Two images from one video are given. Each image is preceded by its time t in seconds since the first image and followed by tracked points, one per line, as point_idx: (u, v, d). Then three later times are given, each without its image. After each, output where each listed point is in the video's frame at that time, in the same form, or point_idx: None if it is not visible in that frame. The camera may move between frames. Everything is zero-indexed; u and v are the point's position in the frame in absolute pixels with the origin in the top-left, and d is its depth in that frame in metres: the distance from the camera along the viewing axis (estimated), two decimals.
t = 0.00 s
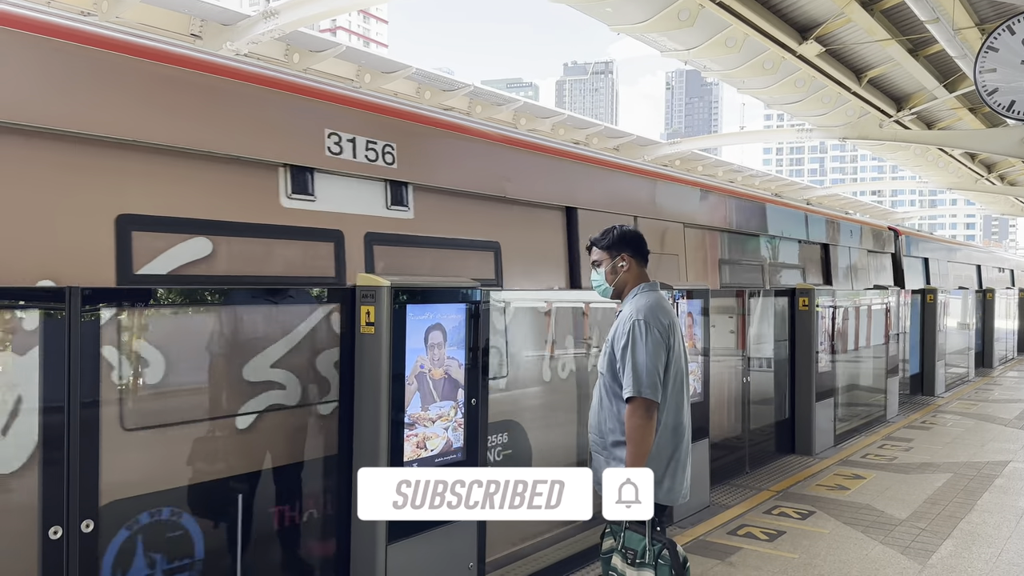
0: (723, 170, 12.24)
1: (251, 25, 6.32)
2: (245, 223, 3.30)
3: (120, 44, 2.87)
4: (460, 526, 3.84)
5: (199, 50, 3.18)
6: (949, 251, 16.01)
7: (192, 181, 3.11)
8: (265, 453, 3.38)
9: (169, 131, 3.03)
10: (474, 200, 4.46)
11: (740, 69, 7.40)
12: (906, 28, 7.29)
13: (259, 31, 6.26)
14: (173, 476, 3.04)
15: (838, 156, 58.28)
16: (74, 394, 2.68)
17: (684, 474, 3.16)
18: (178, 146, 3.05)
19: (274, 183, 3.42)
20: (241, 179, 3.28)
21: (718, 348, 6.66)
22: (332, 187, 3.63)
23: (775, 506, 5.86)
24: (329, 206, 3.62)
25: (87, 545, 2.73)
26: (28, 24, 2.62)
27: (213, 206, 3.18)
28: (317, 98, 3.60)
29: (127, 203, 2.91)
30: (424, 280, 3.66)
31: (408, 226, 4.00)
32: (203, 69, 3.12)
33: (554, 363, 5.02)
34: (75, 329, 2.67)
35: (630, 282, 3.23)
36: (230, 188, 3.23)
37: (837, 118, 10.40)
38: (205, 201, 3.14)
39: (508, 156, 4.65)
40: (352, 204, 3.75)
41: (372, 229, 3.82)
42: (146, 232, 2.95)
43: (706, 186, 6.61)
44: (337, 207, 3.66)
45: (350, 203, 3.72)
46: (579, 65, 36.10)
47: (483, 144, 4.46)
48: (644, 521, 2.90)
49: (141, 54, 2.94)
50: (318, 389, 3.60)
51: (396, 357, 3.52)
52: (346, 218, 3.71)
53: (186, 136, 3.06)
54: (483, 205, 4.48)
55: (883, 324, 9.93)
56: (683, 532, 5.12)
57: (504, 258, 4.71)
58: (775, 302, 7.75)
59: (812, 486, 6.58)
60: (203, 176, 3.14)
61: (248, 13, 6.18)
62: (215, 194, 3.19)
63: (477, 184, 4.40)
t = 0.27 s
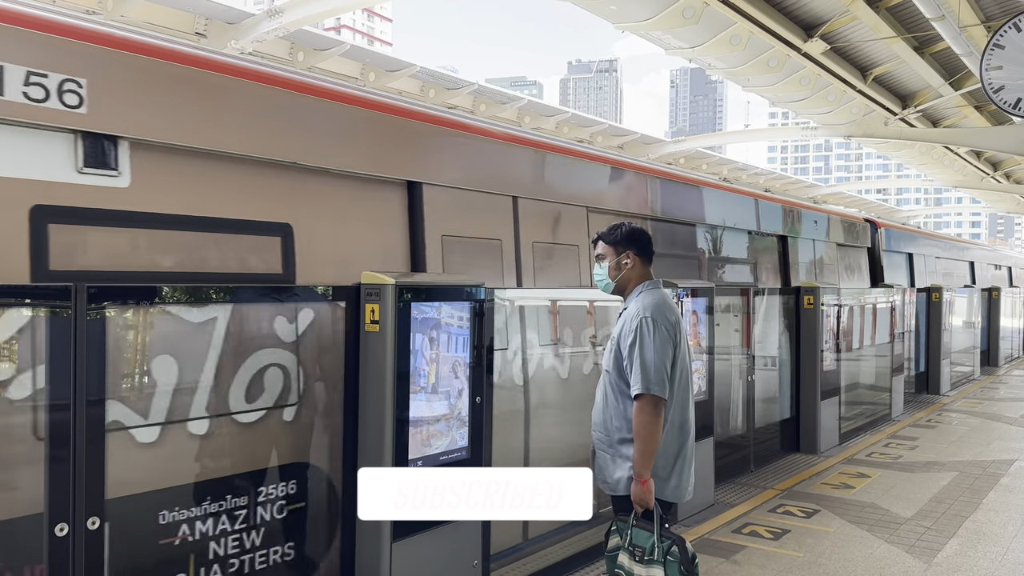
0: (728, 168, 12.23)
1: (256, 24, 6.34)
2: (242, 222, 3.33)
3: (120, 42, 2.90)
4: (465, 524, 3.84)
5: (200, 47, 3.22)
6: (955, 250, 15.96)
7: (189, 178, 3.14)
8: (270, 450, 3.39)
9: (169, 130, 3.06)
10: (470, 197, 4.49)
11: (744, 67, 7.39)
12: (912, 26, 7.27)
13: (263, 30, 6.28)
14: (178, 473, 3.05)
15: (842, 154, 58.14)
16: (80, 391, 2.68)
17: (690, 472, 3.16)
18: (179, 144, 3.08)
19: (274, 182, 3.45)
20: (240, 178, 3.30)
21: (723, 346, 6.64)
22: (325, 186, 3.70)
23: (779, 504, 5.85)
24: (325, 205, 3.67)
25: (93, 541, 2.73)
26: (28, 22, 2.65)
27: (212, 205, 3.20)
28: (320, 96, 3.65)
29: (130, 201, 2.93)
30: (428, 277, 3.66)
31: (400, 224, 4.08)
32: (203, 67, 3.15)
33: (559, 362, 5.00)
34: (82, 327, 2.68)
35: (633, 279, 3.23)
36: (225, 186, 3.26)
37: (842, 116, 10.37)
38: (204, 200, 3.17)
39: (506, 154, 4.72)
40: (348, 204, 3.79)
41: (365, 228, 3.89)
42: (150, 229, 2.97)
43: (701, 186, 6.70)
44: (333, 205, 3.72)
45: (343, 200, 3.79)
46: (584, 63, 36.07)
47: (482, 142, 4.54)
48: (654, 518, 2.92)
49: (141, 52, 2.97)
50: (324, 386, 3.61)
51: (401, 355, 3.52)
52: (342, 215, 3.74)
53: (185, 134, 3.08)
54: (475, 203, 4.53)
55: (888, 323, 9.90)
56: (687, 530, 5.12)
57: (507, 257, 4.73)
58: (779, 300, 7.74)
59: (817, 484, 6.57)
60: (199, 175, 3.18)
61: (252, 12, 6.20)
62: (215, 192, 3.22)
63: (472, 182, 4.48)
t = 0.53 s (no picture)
0: (732, 166, 12.21)
1: (260, 23, 6.35)
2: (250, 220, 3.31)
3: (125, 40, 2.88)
4: (469, 522, 3.84)
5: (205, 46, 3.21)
6: (959, 248, 15.92)
7: (199, 176, 3.12)
8: (274, 448, 3.38)
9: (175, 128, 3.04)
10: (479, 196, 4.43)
11: (749, 65, 7.37)
12: (917, 24, 7.24)
13: (268, 28, 6.29)
14: (183, 471, 3.05)
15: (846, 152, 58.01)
16: (85, 389, 2.69)
17: (693, 471, 3.15)
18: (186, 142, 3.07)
19: (281, 180, 3.42)
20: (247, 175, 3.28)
21: (728, 345, 6.62)
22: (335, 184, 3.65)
23: (784, 503, 5.84)
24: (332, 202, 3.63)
25: (98, 541, 2.73)
26: (33, 21, 2.63)
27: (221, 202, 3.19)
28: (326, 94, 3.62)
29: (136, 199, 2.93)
30: (432, 276, 3.66)
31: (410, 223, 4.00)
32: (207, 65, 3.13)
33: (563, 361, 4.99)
34: (86, 325, 2.68)
35: (625, 278, 3.24)
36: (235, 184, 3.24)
37: (847, 114, 10.34)
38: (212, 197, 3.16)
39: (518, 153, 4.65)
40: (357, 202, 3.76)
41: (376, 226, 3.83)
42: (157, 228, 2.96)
43: (714, 185, 6.61)
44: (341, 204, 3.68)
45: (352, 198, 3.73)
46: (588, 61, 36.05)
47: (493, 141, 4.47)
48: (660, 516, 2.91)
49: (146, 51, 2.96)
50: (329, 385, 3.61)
51: (405, 353, 3.52)
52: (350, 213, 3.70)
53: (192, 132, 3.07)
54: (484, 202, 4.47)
55: (893, 321, 9.88)
56: (691, 529, 5.11)
57: (513, 256, 4.68)
58: (784, 298, 7.72)
59: (821, 483, 6.56)
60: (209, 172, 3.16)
61: (257, 11, 6.21)
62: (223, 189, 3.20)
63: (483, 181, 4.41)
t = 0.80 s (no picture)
0: (735, 165, 12.19)
1: (264, 21, 6.35)
2: (254, 219, 3.30)
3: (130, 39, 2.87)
4: (471, 520, 3.84)
5: (211, 45, 3.20)
6: (963, 246, 15.88)
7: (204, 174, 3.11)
8: (278, 446, 3.39)
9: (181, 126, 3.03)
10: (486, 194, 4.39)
11: (752, 63, 7.35)
12: (922, 21, 7.21)
13: (271, 27, 6.29)
14: (187, 469, 3.05)
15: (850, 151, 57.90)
16: (88, 387, 2.69)
17: (695, 469, 3.15)
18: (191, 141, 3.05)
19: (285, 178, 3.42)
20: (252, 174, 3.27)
21: (731, 343, 6.61)
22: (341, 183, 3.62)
23: (787, 502, 5.84)
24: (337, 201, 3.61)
25: (102, 538, 2.74)
26: (37, 20, 2.62)
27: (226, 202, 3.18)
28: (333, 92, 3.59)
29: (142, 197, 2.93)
30: (435, 274, 3.66)
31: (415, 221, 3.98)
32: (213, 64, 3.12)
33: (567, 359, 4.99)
34: (90, 323, 2.69)
35: (628, 275, 3.24)
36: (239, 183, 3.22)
37: (850, 112, 10.32)
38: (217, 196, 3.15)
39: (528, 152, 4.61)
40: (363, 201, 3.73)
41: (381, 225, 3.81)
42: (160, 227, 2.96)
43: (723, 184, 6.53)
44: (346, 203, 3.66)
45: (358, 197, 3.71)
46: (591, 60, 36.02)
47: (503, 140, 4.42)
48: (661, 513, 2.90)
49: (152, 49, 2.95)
50: (334, 382, 3.61)
51: (408, 351, 3.52)
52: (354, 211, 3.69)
53: (196, 131, 3.05)
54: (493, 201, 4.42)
55: (897, 319, 9.86)
56: (694, 527, 5.11)
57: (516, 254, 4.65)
58: (788, 296, 7.71)
59: (825, 482, 6.55)
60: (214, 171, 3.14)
61: (260, 9, 6.20)
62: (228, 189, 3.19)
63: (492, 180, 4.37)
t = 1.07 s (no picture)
0: (738, 163, 12.18)
1: (266, 19, 6.34)
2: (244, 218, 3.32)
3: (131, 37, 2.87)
4: (474, 518, 3.84)
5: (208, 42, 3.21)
6: (966, 245, 15.87)
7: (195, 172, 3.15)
8: (280, 444, 3.39)
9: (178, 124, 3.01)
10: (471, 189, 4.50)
11: (754, 61, 7.35)
12: (924, 19, 7.21)
13: (273, 25, 6.28)
14: (189, 467, 3.05)
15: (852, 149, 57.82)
16: (91, 385, 2.70)
17: (697, 468, 3.15)
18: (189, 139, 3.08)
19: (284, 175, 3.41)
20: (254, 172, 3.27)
21: (733, 341, 6.60)
22: (332, 179, 3.69)
23: (789, 500, 5.84)
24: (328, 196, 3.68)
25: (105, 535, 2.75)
26: (37, 17, 2.61)
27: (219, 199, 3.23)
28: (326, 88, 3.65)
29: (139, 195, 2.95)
30: (436, 272, 3.65)
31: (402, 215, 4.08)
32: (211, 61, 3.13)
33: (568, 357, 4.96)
34: (92, 321, 2.69)
35: (632, 273, 3.25)
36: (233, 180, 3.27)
37: (853, 110, 10.30)
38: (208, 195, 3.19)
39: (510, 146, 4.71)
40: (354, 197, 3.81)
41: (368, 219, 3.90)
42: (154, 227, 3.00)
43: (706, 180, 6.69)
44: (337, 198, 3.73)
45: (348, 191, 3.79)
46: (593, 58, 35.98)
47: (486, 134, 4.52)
48: (663, 513, 2.90)
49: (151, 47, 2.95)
50: (334, 380, 3.61)
51: (411, 350, 3.52)
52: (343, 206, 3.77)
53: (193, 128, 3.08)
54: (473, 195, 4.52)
55: (899, 317, 9.85)
56: (696, 526, 5.11)
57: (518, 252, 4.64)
58: (790, 294, 7.71)
59: (827, 480, 6.54)
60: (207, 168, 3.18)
61: (262, 7, 6.20)
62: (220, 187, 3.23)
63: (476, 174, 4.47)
